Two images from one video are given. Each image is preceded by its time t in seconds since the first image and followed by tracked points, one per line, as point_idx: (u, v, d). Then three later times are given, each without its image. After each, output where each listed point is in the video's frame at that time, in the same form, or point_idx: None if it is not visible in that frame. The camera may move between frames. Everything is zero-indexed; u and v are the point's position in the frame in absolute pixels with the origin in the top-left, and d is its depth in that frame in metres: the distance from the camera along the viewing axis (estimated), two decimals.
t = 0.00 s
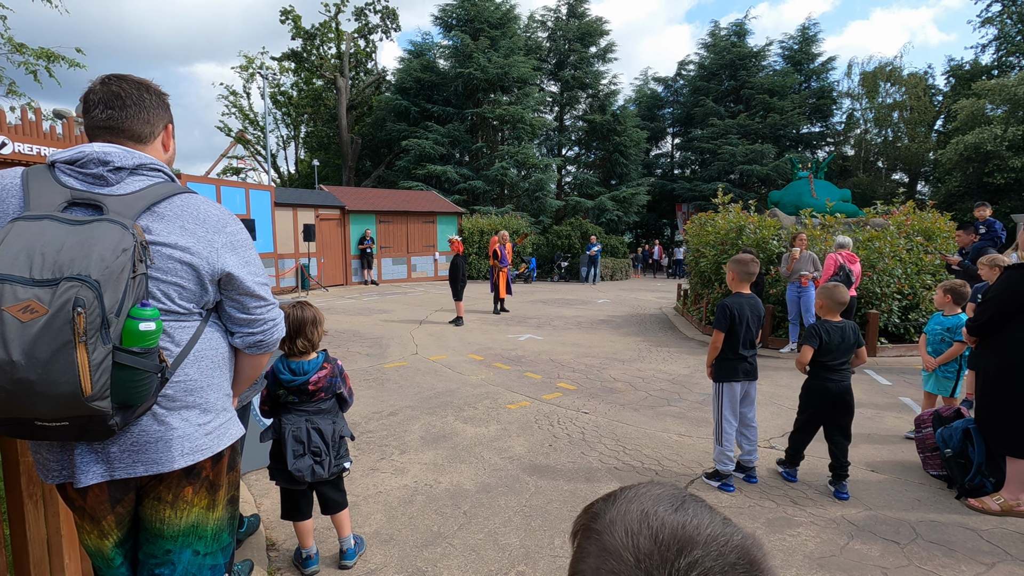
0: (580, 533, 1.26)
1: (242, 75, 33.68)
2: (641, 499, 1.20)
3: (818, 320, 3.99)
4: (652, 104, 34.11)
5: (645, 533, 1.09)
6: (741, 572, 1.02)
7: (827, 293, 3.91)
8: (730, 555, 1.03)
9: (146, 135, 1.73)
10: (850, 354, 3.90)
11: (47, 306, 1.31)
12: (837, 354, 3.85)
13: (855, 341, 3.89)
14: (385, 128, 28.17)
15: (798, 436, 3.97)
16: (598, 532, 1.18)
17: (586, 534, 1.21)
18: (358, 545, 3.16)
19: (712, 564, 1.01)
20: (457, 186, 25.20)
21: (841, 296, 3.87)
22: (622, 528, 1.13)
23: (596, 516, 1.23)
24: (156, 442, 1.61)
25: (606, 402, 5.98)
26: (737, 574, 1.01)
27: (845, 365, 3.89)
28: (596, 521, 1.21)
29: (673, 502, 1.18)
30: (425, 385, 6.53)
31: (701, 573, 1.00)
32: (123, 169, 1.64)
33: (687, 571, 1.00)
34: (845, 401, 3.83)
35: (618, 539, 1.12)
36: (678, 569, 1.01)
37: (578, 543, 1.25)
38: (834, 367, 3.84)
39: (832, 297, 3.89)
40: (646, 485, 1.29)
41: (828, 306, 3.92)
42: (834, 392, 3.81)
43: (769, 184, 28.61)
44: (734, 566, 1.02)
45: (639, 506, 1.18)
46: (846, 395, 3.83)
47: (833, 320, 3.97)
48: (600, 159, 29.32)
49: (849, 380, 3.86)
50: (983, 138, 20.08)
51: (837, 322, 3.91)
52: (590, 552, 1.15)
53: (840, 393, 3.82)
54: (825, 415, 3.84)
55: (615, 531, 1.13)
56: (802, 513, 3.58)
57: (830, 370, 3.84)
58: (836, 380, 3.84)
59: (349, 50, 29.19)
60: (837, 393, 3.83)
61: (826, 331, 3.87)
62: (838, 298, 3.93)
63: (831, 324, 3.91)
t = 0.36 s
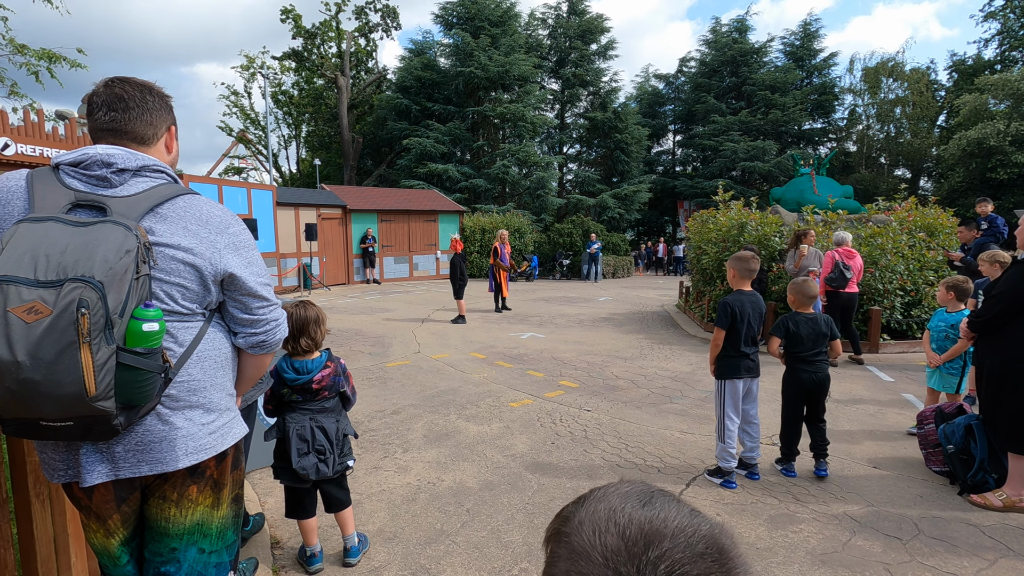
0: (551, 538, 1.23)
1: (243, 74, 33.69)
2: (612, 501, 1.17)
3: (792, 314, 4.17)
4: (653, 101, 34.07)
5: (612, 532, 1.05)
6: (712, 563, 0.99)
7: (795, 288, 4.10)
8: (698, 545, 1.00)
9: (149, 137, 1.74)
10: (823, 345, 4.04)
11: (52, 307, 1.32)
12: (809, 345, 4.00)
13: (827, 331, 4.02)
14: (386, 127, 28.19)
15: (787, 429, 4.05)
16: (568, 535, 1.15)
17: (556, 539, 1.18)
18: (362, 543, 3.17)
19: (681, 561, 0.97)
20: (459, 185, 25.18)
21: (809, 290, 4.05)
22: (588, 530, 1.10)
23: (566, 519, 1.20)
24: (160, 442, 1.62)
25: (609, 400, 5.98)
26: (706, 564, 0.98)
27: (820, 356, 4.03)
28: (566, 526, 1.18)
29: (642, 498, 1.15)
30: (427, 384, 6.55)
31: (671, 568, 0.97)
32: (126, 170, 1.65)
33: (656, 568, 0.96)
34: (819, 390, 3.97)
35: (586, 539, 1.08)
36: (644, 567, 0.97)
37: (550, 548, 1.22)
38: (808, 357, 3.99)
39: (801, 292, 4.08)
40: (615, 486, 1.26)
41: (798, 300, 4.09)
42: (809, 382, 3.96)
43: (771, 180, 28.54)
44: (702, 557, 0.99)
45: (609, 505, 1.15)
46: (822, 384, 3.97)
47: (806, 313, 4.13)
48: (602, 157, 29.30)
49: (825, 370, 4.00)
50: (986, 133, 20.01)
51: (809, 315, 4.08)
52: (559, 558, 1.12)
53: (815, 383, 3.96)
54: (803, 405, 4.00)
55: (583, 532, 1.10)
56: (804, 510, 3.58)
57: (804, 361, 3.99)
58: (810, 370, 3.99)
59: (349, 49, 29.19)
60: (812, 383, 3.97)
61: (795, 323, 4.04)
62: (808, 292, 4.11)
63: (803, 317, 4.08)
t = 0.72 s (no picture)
0: (541, 546, 1.20)
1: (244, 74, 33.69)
2: (600, 502, 1.13)
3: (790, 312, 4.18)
4: (654, 100, 34.06)
5: (606, 534, 1.03)
6: (706, 557, 0.99)
7: (793, 285, 4.11)
8: (692, 540, 0.99)
9: (152, 137, 1.74)
10: (821, 342, 4.05)
11: (57, 306, 1.33)
12: (809, 342, 4.00)
13: (826, 328, 4.04)
14: (387, 126, 28.21)
15: (786, 426, 4.07)
16: (559, 541, 1.12)
17: (547, 545, 1.15)
18: (364, 541, 3.19)
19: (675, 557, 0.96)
20: (460, 184, 25.17)
21: (806, 287, 4.08)
22: (580, 533, 1.07)
23: (555, 524, 1.17)
24: (165, 440, 1.63)
25: (610, 399, 5.99)
26: (701, 559, 0.98)
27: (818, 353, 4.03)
28: (556, 532, 1.14)
29: (631, 497, 1.12)
30: (429, 383, 6.56)
31: (667, 567, 0.95)
32: (130, 171, 1.66)
33: (652, 567, 0.95)
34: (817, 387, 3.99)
35: (581, 543, 1.06)
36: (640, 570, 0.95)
37: (541, 556, 1.18)
38: (805, 355, 3.99)
39: (799, 288, 4.10)
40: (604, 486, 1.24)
41: (796, 298, 4.11)
42: (806, 379, 3.97)
43: (772, 178, 28.50)
44: (696, 554, 0.98)
45: (599, 504, 1.13)
46: (818, 381, 3.98)
47: (804, 310, 4.14)
48: (602, 156, 29.26)
49: (820, 366, 4.01)
50: (988, 131, 19.97)
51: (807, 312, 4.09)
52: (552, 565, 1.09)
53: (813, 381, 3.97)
54: (800, 402, 4.01)
55: (576, 536, 1.07)
56: (805, 508, 3.59)
57: (801, 358, 3.98)
58: (807, 366, 3.99)
59: (350, 49, 29.19)
60: (809, 378, 3.98)
61: (796, 321, 4.03)
62: (806, 289, 4.13)
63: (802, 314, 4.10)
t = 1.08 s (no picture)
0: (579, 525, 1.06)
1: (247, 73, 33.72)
2: (644, 476, 1.05)
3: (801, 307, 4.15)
4: (656, 99, 34.07)
5: (662, 503, 0.95)
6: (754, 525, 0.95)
7: (806, 282, 4.06)
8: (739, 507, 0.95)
9: (156, 129, 1.73)
10: (830, 339, 4.03)
11: (61, 298, 1.32)
12: (818, 340, 3.97)
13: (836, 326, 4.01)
14: (389, 125, 28.23)
15: (791, 424, 4.05)
16: (609, 511, 1.00)
17: (592, 517, 1.02)
18: (368, 538, 3.18)
19: (730, 522, 0.92)
20: (462, 183, 25.16)
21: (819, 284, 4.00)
22: (634, 503, 0.98)
23: (597, 496, 1.05)
24: (169, 435, 1.62)
25: (613, 397, 5.97)
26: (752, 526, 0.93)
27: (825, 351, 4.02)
28: (601, 502, 1.03)
29: (671, 470, 1.06)
30: (432, 381, 6.54)
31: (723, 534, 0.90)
32: (135, 163, 1.65)
33: (713, 536, 0.89)
34: (824, 386, 3.97)
35: (634, 512, 0.96)
36: (702, 537, 0.89)
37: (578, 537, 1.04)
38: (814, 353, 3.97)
39: (812, 285, 4.03)
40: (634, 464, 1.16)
41: (809, 293, 4.05)
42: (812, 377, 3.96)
43: (775, 178, 28.44)
44: (748, 520, 0.94)
45: (643, 479, 1.04)
46: (824, 379, 3.97)
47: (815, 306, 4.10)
48: (604, 155, 29.23)
49: (827, 365, 3.99)
50: (991, 130, 19.89)
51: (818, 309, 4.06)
52: (602, 534, 0.97)
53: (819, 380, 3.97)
54: (805, 400, 4.00)
55: (629, 504, 0.97)
56: (811, 507, 3.57)
57: (810, 357, 3.96)
58: (815, 365, 3.98)
59: (352, 48, 29.22)
60: (816, 376, 3.98)
61: (808, 315, 4.01)
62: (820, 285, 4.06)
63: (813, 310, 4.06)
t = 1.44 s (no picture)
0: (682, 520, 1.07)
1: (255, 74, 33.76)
2: (754, 474, 1.04)
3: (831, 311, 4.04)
4: (664, 99, 33.87)
5: (787, 502, 0.93)
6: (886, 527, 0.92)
7: (838, 285, 3.96)
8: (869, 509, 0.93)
9: (154, 120, 1.61)
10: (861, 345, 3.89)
11: (45, 303, 1.20)
12: (848, 347, 3.84)
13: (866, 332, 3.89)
14: (397, 125, 28.16)
15: (816, 432, 3.91)
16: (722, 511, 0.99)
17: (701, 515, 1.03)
18: (377, 551, 3.05)
19: (861, 525, 0.89)
20: (469, 183, 25.05)
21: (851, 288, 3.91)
22: (757, 503, 0.96)
23: (705, 493, 1.05)
24: (165, 450, 1.50)
25: (626, 402, 5.82)
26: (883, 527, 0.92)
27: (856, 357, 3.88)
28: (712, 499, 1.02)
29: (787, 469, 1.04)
30: (440, 384, 6.41)
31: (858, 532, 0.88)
32: (129, 156, 1.53)
33: (843, 537, 0.87)
34: (852, 394, 3.83)
35: (754, 510, 0.95)
36: (834, 539, 0.87)
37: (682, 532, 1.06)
38: (843, 358, 3.82)
39: (844, 289, 3.94)
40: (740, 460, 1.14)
41: (840, 296, 3.97)
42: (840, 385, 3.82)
43: (785, 178, 28.14)
44: (874, 524, 0.91)
45: (755, 476, 1.03)
46: (852, 387, 3.83)
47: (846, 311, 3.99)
48: (612, 155, 29.04)
49: (856, 373, 3.85)
50: (1007, 130, 19.54)
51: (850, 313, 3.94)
52: (715, 533, 0.98)
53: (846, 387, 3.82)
54: (831, 408, 3.86)
55: (749, 504, 0.96)
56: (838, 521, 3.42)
57: (839, 364, 3.81)
58: (843, 372, 3.84)
59: (360, 48, 29.20)
60: (843, 384, 3.84)
61: (836, 318, 3.89)
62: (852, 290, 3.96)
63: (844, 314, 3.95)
